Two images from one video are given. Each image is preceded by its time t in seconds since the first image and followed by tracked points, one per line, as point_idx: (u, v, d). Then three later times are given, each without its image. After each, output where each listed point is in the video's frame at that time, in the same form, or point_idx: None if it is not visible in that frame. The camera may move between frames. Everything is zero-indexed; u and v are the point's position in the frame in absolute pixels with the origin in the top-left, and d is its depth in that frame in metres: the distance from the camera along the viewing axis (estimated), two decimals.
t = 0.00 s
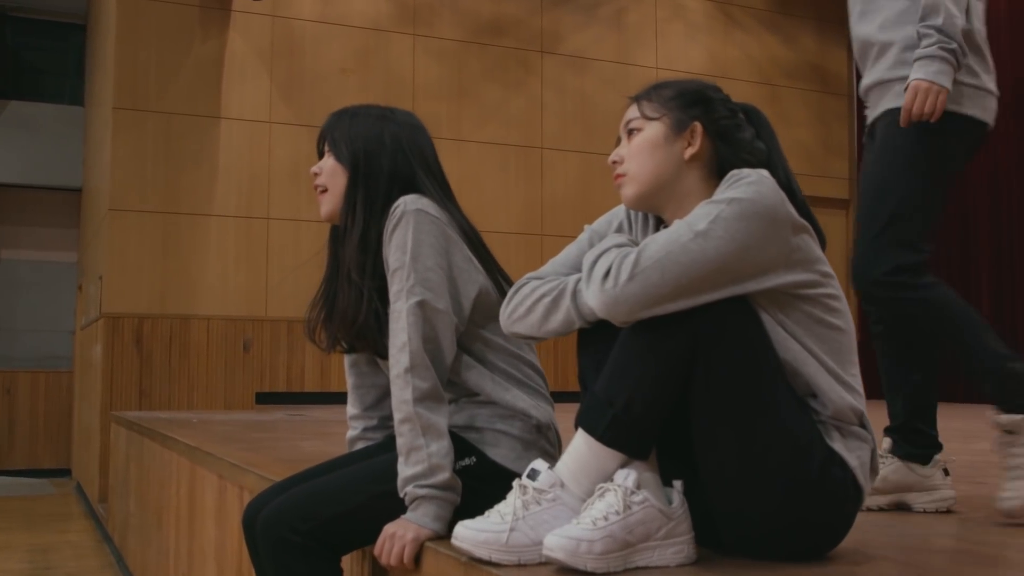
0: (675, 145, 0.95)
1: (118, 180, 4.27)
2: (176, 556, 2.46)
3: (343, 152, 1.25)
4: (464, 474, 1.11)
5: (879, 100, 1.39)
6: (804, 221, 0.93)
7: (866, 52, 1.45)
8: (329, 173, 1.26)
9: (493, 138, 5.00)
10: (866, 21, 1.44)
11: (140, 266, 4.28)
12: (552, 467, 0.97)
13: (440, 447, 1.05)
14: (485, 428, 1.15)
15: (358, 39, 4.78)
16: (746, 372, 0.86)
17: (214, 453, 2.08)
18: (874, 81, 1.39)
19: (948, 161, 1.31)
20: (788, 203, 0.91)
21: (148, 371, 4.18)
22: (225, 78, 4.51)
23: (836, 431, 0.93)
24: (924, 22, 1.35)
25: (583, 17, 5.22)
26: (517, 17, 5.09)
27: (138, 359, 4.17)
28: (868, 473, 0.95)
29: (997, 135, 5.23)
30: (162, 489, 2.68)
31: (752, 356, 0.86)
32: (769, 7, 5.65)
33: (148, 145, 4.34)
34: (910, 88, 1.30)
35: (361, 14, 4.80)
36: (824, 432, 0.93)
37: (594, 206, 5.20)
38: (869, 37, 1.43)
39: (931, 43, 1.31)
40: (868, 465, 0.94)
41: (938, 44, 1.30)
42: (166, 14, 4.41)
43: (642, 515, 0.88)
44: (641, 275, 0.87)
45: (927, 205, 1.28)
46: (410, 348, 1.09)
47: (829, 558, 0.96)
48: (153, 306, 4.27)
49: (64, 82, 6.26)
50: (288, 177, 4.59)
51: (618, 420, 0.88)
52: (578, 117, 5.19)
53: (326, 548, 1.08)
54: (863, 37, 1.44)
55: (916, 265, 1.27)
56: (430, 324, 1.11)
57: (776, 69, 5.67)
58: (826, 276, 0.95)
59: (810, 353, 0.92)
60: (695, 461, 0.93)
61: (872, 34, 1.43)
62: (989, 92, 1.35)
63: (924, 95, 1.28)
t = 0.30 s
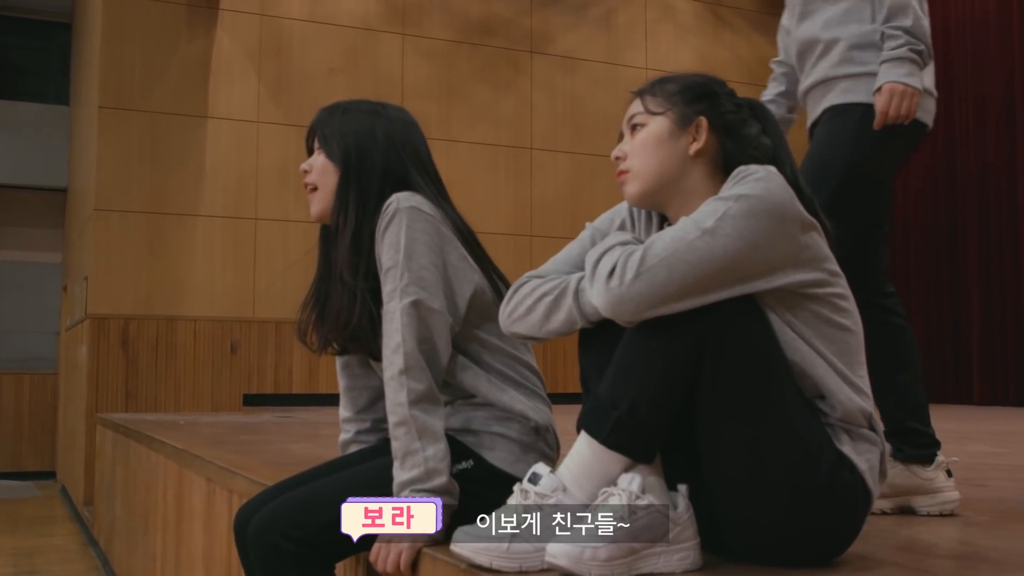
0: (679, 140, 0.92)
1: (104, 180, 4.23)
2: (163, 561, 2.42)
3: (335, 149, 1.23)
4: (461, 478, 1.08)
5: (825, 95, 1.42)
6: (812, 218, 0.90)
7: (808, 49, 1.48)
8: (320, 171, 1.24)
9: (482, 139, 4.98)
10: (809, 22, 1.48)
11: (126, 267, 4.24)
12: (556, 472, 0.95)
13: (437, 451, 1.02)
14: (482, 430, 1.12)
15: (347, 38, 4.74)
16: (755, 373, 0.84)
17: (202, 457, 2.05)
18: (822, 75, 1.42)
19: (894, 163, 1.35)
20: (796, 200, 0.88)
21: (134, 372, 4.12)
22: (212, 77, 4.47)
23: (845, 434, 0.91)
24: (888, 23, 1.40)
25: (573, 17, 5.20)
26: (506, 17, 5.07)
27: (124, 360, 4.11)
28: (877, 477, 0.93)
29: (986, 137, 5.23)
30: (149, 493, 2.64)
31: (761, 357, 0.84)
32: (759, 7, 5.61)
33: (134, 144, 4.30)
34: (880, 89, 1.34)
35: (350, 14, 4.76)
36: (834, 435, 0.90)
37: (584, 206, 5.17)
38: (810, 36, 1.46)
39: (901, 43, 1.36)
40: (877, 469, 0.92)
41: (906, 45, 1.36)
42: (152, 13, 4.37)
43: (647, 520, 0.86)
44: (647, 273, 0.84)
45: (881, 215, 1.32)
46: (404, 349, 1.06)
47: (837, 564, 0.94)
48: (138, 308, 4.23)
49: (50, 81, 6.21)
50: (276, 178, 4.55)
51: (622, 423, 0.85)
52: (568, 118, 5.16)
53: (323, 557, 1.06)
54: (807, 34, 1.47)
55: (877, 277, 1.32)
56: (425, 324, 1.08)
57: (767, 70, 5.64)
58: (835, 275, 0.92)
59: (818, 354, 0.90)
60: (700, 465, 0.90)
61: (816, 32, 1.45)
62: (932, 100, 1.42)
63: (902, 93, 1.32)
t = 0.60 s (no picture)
0: (682, 134, 0.90)
1: (87, 179, 4.19)
2: (147, 563, 2.39)
3: (321, 146, 1.20)
4: (455, 481, 1.05)
5: (765, 84, 1.46)
6: (818, 216, 0.88)
7: (747, 37, 1.52)
8: (306, 169, 1.21)
9: (469, 138, 4.95)
10: (750, 8, 1.51)
11: (109, 267, 4.20)
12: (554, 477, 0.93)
13: (431, 453, 1.00)
14: (474, 433, 1.10)
15: (333, 37, 4.71)
16: (761, 374, 0.81)
17: (187, 459, 2.02)
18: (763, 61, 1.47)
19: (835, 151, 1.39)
20: (802, 197, 0.86)
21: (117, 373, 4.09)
22: (197, 75, 4.43)
23: (851, 436, 0.89)
24: (823, 11, 1.45)
25: (560, 17, 5.18)
26: (493, 17, 5.04)
27: (107, 361, 4.07)
28: (883, 480, 0.91)
29: (973, 139, 5.24)
30: (132, 495, 2.61)
31: (768, 357, 0.82)
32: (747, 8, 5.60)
33: (118, 143, 4.25)
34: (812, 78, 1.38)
35: (337, 13, 4.73)
36: (840, 437, 0.88)
37: (570, 207, 5.15)
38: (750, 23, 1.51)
39: (833, 33, 1.40)
40: (883, 472, 0.90)
41: (838, 34, 1.40)
42: (136, 11, 4.33)
43: (649, 525, 0.83)
44: (650, 272, 0.82)
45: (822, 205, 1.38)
46: (395, 350, 1.03)
47: (843, 569, 0.92)
48: (122, 308, 4.19)
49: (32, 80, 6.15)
50: (261, 178, 4.50)
51: (624, 425, 0.83)
52: (555, 118, 5.14)
53: (317, 562, 1.03)
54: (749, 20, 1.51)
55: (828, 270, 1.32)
56: (416, 324, 1.05)
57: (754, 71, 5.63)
58: (840, 274, 0.90)
59: (823, 355, 0.87)
60: (702, 467, 0.88)
61: (759, 18, 1.49)
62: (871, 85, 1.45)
63: (829, 81, 1.36)
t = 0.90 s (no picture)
0: (689, 129, 0.88)
1: (73, 179, 4.15)
2: (135, 567, 2.36)
3: (310, 143, 1.17)
4: (452, 484, 1.03)
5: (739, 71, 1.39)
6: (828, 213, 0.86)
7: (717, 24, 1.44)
8: (295, 167, 1.18)
9: (459, 138, 4.93)
10: None
11: (96, 268, 4.16)
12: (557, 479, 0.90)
13: (428, 456, 0.97)
14: (472, 434, 1.07)
15: (322, 36, 4.67)
16: (773, 373, 0.79)
17: (176, 461, 1.99)
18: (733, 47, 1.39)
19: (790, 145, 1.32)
20: (812, 193, 0.84)
21: (104, 374, 4.06)
22: (185, 73, 4.39)
23: (861, 438, 0.87)
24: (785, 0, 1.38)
25: (550, 16, 5.15)
26: (483, 16, 5.01)
27: (94, 362, 4.03)
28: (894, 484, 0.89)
29: (962, 139, 5.24)
30: (120, 497, 2.57)
31: (779, 357, 0.80)
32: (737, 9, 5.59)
33: (104, 142, 4.22)
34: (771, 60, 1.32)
35: (326, 12, 4.69)
36: (850, 440, 0.86)
37: (561, 207, 5.13)
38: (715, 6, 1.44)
39: (795, 16, 1.34)
40: (894, 475, 0.88)
41: (800, 18, 1.34)
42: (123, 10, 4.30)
43: (656, 529, 0.81)
44: (658, 270, 0.80)
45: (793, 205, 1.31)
46: (390, 349, 1.01)
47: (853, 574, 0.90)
48: (109, 309, 4.15)
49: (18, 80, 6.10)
50: (249, 177, 4.47)
51: (630, 427, 0.81)
52: (545, 118, 5.12)
53: (313, 566, 1.01)
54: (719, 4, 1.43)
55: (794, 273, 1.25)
56: (410, 323, 1.03)
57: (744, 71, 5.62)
58: (849, 272, 0.88)
59: (833, 355, 0.85)
60: (709, 471, 0.86)
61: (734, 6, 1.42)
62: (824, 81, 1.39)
63: (793, 66, 1.30)
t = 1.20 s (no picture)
0: (693, 132, 0.86)
1: (62, 178, 4.12)
2: (125, 568, 2.33)
3: (300, 142, 1.15)
4: (451, 486, 1.01)
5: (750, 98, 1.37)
6: (840, 211, 0.84)
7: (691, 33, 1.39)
8: (284, 167, 1.16)
9: (450, 138, 4.91)
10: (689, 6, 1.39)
11: (84, 267, 4.13)
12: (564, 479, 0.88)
13: (426, 458, 0.96)
14: (470, 435, 1.05)
15: (314, 34, 4.65)
16: (784, 373, 0.77)
17: (168, 462, 1.96)
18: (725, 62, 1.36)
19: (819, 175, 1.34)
20: (822, 189, 0.82)
21: (93, 374, 4.03)
22: (175, 71, 4.36)
23: (871, 439, 0.85)
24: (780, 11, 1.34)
25: (542, 15, 5.13)
26: (475, 15, 4.99)
27: (82, 363, 4.01)
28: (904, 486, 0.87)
29: (954, 140, 5.23)
30: (109, 498, 2.55)
31: (789, 357, 0.78)
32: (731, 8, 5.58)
33: (93, 142, 4.19)
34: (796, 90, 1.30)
35: (317, 10, 4.66)
36: (861, 442, 0.84)
37: (553, 207, 5.11)
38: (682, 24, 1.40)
39: (803, 35, 1.31)
40: (905, 476, 0.86)
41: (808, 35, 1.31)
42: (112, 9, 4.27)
43: (664, 534, 0.79)
44: (664, 268, 0.78)
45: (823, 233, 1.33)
46: (384, 351, 0.99)
47: None
48: (99, 309, 4.12)
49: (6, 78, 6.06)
50: (240, 176, 4.43)
51: (638, 429, 0.79)
52: (538, 117, 5.10)
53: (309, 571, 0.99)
54: (686, 17, 1.39)
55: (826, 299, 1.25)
56: (405, 323, 1.01)
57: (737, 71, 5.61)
58: (859, 271, 0.86)
59: (843, 355, 0.83)
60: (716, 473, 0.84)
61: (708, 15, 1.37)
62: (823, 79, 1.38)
63: (828, 91, 1.30)
